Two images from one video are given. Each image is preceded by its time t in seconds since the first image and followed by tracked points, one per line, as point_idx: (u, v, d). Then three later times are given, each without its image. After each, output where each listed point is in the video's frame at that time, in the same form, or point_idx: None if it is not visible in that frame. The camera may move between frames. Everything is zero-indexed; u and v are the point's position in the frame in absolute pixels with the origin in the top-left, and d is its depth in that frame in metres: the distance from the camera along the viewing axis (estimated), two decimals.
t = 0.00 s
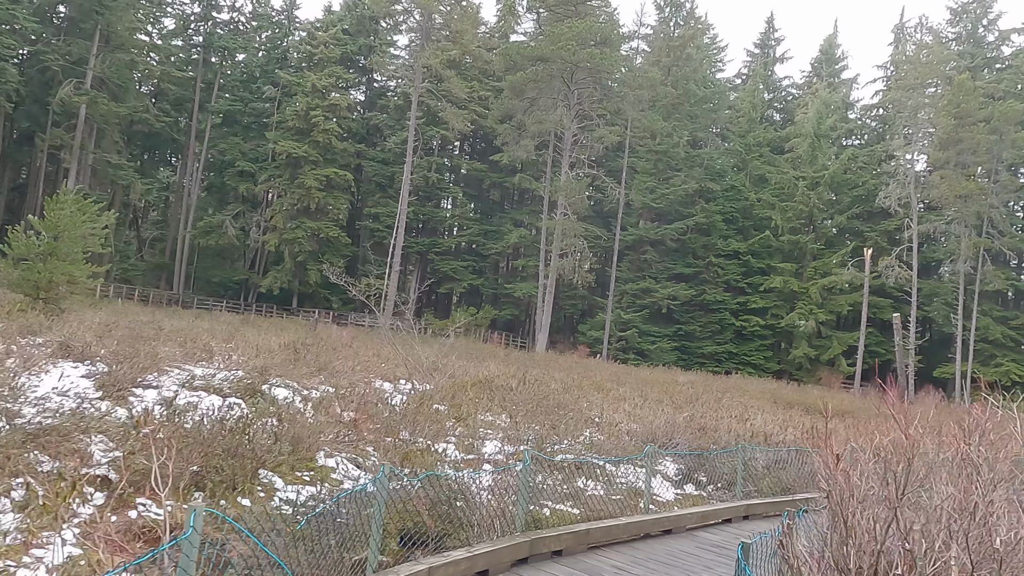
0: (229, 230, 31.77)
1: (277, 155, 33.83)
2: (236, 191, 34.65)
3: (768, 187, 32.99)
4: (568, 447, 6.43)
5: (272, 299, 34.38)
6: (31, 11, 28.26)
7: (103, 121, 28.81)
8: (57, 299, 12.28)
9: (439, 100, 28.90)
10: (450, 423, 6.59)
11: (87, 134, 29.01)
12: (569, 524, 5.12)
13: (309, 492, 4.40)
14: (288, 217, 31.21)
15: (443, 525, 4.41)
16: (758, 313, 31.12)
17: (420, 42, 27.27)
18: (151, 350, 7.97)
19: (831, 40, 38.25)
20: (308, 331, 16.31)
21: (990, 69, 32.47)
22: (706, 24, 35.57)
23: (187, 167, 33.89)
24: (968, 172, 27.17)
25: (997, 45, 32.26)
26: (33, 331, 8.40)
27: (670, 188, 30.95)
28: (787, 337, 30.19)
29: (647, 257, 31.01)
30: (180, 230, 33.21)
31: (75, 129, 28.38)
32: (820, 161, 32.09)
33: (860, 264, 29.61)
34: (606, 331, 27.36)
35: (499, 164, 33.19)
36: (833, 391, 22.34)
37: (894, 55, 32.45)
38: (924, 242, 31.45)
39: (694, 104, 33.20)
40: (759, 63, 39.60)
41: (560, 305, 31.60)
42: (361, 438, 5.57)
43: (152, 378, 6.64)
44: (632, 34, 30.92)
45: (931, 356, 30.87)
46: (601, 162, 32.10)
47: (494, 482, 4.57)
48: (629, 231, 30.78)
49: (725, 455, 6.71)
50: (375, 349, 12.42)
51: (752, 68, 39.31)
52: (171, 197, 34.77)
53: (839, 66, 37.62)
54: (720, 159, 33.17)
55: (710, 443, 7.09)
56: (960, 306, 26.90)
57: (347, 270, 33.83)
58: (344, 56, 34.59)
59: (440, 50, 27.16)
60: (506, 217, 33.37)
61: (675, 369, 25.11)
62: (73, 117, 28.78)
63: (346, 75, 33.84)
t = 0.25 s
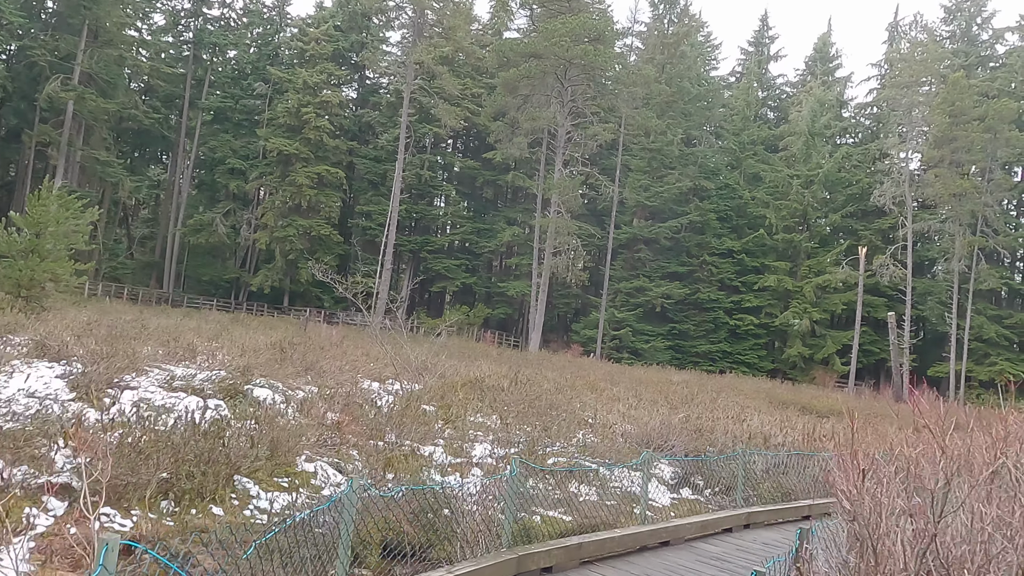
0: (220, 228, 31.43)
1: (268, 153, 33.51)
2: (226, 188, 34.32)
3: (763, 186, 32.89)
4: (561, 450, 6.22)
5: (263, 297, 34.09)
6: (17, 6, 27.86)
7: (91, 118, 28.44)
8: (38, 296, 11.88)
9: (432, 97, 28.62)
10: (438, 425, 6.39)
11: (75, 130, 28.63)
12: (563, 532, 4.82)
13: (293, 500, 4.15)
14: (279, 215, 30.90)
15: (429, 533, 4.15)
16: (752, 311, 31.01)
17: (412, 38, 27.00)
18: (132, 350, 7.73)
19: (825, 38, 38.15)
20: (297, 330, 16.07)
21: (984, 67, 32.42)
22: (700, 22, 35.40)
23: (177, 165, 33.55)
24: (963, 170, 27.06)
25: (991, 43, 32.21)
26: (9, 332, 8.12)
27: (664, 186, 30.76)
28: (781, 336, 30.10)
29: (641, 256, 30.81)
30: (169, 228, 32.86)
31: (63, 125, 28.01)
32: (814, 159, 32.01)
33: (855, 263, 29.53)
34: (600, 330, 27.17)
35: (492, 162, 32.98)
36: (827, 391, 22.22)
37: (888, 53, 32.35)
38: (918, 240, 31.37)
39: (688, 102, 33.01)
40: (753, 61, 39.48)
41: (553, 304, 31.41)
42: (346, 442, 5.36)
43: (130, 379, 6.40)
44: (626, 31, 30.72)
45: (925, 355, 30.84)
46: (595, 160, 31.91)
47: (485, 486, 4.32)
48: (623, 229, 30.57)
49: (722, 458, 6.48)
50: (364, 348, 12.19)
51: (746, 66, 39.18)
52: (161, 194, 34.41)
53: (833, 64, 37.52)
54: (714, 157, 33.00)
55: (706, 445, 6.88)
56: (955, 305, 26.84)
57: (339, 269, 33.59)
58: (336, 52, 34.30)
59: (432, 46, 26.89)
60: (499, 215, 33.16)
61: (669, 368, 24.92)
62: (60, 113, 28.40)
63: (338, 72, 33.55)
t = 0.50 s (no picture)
0: (209, 226, 31.10)
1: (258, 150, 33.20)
2: (216, 186, 33.99)
3: (756, 184, 32.77)
4: (554, 452, 6.00)
5: (254, 296, 33.79)
6: None
7: (78, 114, 28.07)
8: (20, 295, 11.58)
9: (424, 94, 28.36)
10: (427, 426, 6.18)
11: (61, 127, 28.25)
12: (554, 542, 4.42)
13: (275, 508, 3.97)
14: (270, 213, 30.60)
15: (410, 545, 3.85)
16: (746, 310, 30.90)
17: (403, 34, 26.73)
18: (112, 348, 7.50)
19: (819, 36, 38.05)
20: (286, 329, 15.84)
21: (977, 65, 32.39)
22: (693, 19, 35.22)
23: (166, 162, 33.19)
24: (957, 168, 26.98)
25: (984, 41, 32.17)
26: None
27: (657, 183, 30.59)
28: (774, 334, 30.06)
29: (635, 254, 30.63)
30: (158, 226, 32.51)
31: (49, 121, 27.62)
32: (808, 157, 31.94)
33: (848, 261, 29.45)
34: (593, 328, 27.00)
35: (485, 159, 32.77)
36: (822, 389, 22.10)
37: (882, 51, 32.27)
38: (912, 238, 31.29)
39: (682, 99, 32.84)
40: (747, 58, 39.35)
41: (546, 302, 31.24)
42: (331, 445, 5.16)
43: (106, 379, 6.17)
44: (620, 28, 30.53)
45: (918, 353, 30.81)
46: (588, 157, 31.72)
47: (472, 495, 3.93)
48: (616, 227, 30.38)
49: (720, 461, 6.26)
50: (353, 347, 11.97)
51: (740, 64, 39.05)
52: (150, 192, 34.06)
53: (827, 62, 37.43)
54: (708, 154, 32.85)
55: (704, 447, 6.67)
56: (949, 303, 26.77)
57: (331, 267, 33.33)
58: (327, 48, 33.98)
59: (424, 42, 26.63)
60: (491, 213, 32.95)
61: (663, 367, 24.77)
62: (47, 109, 28.02)
63: (329, 68, 33.25)
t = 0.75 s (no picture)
0: (195, 223, 30.68)
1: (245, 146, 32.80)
2: (202, 182, 33.56)
3: (746, 181, 32.68)
4: (545, 454, 5.78)
5: (240, 294, 33.40)
6: None
7: (60, 109, 27.59)
8: None
9: (413, 89, 28.08)
10: (413, 428, 5.94)
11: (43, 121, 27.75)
12: (542, 550, 4.12)
13: (246, 517, 3.72)
14: (257, 210, 30.22)
15: (390, 552, 3.59)
16: (736, 308, 30.81)
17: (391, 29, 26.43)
18: (86, 347, 7.23)
19: (809, 34, 38.01)
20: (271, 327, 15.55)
21: (967, 63, 32.43)
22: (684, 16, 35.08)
23: (151, 158, 32.73)
24: (947, 166, 26.96)
25: (973, 40, 32.20)
26: None
27: (648, 180, 30.42)
28: (764, 333, 30.14)
29: (625, 252, 30.44)
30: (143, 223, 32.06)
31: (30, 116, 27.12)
32: (798, 155, 31.90)
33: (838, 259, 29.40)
34: (583, 326, 26.81)
35: (474, 156, 32.53)
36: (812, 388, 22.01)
37: (872, 49, 32.26)
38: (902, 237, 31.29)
39: (672, 96, 32.69)
40: (737, 56, 39.27)
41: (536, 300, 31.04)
42: (315, 447, 4.95)
43: (77, 379, 5.89)
44: (610, 25, 30.36)
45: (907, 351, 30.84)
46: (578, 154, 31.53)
47: (458, 507, 3.61)
48: (607, 225, 30.18)
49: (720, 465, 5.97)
50: (338, 346, 11.71)
51: (730, 61, 38.96)
52: (135, 188, 33.57)
53: (816, 60, 37.39)
54: (698, 152, 32.72)
55: (700, 447, 6.44)
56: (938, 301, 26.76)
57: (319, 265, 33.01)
58: (315, 44, 33.62)
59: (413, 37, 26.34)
60: (481, 210, 32.71)
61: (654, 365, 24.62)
62: (28, 104, 27.51)
63: (317, 64, 32.89)
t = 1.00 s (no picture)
0: (178, 220, 30.24)
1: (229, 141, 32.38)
2: (185, 178, 33.10)
3: (734, 180, 32.62)
4: (529, 456, 5.59)
5: (224, 292, 33.01)
6: None
7: (40, 103, 27.07)
8: None
9: (399, 85, 27.80)
10: (393, 429, 5.75)
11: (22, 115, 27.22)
12: (521, 559, 3.90)
13: (206, 527, 3.48)
14: (241, 206, 29.84)
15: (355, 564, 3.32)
16: (724, 306, 30.74)
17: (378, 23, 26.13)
18: (53, 346, 6.94)
19: (797, 32, 38.01)
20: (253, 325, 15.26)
21: (954, 62, 32.52)
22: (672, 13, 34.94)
23: (133, 153, 32.23)
24: (934, 165, 26.99)
25: (960, 39, 32.28)
26: None
27: (636, 178, 30.27)
28: (752, 331, 30.11)
29: (613, 249, 30.26)
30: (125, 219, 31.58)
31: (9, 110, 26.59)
32: (786, 153, 31.91)
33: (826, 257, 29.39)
34: (571, 325, 26.65)
35: (461, 153, 32.29)
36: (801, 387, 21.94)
37: (859, 47, 32.27)
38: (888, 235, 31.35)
39: (660, 94, 32.57)
40: (725, 54, 39.22)
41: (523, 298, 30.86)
42: (290, 450, 4.73)
43: (40, 379, 5.63)
44: (599, 21, 30.21)
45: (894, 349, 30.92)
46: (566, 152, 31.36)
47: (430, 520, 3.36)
48: (594, 222, 29.99)
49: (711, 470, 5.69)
50: (320, 344, 11.45)
51: (718, 59, 38.89)
52: (117, 184, 33.06)
53: (804, 58, 37.39)
54: (686, 150, 32.63)
55: (689, 448, 6.26)
56: (925, 300, 26.79)
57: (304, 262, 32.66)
58: (300, 39, 33.24)
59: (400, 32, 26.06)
60: (468, 207, 32.48)
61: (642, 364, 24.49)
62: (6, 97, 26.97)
63: (302, 59, 32.52)
